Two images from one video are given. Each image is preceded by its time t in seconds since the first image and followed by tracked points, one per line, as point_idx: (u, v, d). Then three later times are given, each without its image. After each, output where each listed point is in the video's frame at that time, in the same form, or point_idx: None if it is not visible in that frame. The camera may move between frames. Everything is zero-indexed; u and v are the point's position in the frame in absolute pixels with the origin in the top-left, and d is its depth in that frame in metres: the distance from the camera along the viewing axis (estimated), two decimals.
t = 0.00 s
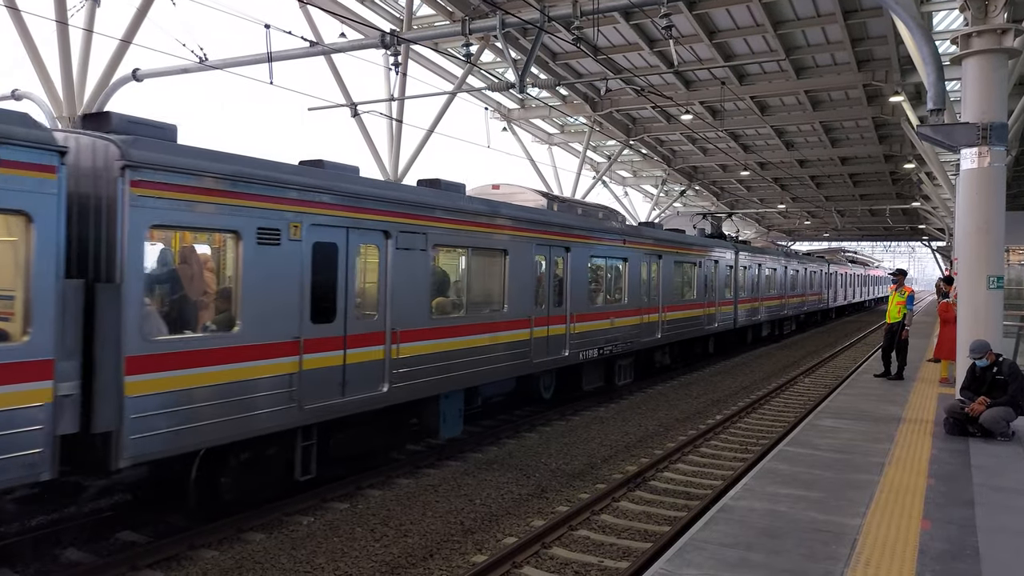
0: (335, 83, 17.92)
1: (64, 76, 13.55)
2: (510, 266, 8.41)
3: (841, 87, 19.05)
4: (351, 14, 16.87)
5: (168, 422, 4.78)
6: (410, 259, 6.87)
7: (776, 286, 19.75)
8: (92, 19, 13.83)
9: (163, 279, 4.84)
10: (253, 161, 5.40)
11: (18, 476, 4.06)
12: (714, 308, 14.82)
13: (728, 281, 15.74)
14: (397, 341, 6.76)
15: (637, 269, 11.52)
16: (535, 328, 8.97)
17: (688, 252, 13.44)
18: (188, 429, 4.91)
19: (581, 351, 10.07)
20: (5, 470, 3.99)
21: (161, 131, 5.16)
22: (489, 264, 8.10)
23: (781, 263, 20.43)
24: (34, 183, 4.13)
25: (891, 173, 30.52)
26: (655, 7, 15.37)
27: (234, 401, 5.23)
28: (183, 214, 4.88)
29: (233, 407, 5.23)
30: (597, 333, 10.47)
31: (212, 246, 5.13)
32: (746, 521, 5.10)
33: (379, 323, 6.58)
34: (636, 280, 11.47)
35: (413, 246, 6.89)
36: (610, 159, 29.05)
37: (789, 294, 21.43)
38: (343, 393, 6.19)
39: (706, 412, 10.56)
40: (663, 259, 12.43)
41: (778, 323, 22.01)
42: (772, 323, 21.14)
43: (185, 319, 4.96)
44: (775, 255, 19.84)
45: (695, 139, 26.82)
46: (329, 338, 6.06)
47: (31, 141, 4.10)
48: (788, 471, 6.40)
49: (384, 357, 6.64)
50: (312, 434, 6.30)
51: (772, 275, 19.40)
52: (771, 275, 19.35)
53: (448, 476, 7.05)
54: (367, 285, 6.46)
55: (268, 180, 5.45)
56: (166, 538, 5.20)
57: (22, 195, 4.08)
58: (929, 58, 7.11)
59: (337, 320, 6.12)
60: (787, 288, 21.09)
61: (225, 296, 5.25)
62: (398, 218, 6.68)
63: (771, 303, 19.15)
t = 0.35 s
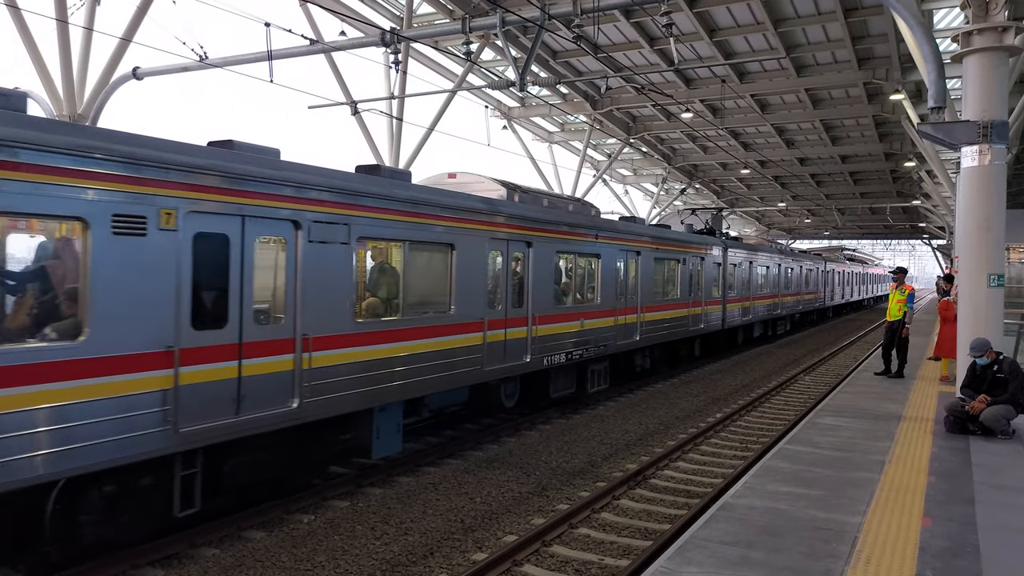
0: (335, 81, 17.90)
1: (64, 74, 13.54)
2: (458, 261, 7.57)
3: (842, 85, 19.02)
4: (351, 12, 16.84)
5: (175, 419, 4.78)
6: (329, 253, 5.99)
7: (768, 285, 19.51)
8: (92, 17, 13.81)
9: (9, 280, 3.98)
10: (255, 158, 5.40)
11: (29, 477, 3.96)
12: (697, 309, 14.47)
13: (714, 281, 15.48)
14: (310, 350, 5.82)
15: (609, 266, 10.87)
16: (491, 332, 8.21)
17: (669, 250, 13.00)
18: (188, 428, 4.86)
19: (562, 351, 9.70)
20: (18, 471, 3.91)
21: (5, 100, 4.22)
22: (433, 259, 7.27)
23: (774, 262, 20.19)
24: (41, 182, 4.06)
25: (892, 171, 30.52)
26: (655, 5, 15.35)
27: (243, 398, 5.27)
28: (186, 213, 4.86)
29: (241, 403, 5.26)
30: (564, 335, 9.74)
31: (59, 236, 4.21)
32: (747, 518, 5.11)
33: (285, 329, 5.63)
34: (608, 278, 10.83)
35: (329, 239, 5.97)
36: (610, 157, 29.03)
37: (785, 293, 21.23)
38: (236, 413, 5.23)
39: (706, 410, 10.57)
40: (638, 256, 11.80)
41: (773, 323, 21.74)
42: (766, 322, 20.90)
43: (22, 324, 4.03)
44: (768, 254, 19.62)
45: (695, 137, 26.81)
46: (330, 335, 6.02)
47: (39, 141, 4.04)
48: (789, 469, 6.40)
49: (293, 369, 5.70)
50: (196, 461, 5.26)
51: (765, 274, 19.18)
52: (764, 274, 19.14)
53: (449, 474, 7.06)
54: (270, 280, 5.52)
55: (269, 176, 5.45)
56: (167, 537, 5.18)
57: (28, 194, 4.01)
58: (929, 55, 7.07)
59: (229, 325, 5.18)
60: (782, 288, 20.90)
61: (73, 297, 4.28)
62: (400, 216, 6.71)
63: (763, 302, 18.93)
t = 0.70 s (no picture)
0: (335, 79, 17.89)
1: (64, 73, 13.53)
2: (397, 259, 6.76)
3: (842, 83, 19.02)
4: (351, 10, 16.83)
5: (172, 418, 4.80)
6: (222, 247, 5.14)
7: (759, 284, 19.07)
8: (92, 16, 13.79)
9: None
10: (255, 157, 5.41)
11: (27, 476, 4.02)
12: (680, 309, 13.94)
13: (700, 280, 15.01)
14: (194, 362, 4.94)
15: (579, 264, 10.16)
16: (439, 337, 7.45)
17: (648, 247, 12.40)
18: (185, 427, 4.88)
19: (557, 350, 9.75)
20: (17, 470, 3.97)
21: None
22: (365, 256, 6.46)
23: (766, 260, 19.76)
24: (40, 182, 4.08)
25: (892, 169, 30.52)
26: (655, 4, 15.34)
27: (244, 396, 5.30)
28: (184, 212, 4.87)
29: (243, 401, 5.29)
30: (526, 339, 9.00)
31: None
32: (747, 517, 5.11)
33: (163, 337, 4.76)
34: (577, 278, 10.14)
35: (224, 230, 5.14)
36: (610, 155, 29.01)
37: (779, 292, 20.88)
38: (96, 439, 4.36)
39: (706, 409, 10.58)
40: (611, 254, 11.11)
41: (766, 323, 21.33)
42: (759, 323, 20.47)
43: None
44: (760, 252, 19.24)
45: (695, 135, 26.81)
46: (320, 334, 5.98)
47: (39, 141, 4.06)
48: (789, 467, 6.41)
49: (174, 384, 4.83)
50: (38, 499, 4.35)
51: (755, 272, 18.74)
52: (755, 273, 18.72)
53: (450, 473, 7.06)
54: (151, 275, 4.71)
55: (269, 175, 5.46)
56: (167, 536, 5.19)
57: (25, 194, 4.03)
58: (929, 53, 7.09)
59: (84, 333, 4.32)
60: (776, 287, 20.56)
61: None
62: (399, 214, 6.74)
63: (753, 302, 18.50)
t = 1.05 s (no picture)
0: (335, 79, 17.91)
1: (64, 73, 13.52)
2: (316, 256, 5.91)
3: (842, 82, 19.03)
4: (351, 10, 16.83)
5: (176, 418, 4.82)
6: (81, 239, 4.29)
7: (751, 285, 18.34)
8: (92, 16, 13.79)
9: None
10: (255, 155, 5.42)
11: (27, 476, 4.03)
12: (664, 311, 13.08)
13: (688, 280, 14.22)
14: (38, 381, 4.04)
15: (546, 262, 9.31)
16: (376, 345, 6.59)
17: (627, 246, 11.55)
18: (185, 426, 4.89)
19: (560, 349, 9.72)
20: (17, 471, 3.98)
21: None
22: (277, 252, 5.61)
23: (760, 259, 19.09)
24: (41, 181, 4.09)
25: (892, 169, 30.51)
26: (655, 4, 15.36)
27: (245, 396, 5.31)
28: (183, 211, 4.88)
29: (243, 401, 5.31)
30: (483, 346, 8.13)
31: None
32: (748, 517, 5.11)
33: (117, 342, 4.48)
34: (545, 277, 9.29)
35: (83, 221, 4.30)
36: (610, 155, 29.01)
37: (773, 292, 20.30)
38: (41, 451, 4.09)
39: (707, 408, 10.57)
40: (584, 251, 10.26)
41: (760, 324, 20.65)
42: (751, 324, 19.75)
43: None
44: (753, 250, 18.57)
45: (695, 135, 26.83)
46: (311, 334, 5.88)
47: (38, 140, 4.08)
48: (789, 467, 6.40)
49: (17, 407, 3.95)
50: None
51: (747, 272, 18.00)
52: (747, 273, 18.02)
53: (450, 472, 7.07)
54: None
55: (269, 174, 5.47)
56: (167, 535, 5.20)
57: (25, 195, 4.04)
58: (930, 52, 7.09)
59: None
60: (771, 286, 20.00)
61: None
62: (398, 213, 6.76)
63: (745, 303, 17.77)
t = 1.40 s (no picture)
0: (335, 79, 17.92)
1: (65, 72, 13.53)
2: (218, 254, 5.14)
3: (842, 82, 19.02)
4: (352, 10, 16.84)
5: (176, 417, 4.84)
6: None
7: (742, 286, 17.69)
8: (92, 16, 13.79)
9: None
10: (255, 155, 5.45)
11: (30, 475, 4.03)
12: (645, 313, 12.38)
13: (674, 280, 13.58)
14: None
15: (507, 261, 8.56)
16: (297, 355, 5.81)
17: (603, 244, 10.89)
18: (186, 427, 4.90)
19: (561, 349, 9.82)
20: (19, 470, 3.98)
21: None
22: (168, 253, 4.86)
23: (752, 259, 18.41)
24: (44, 181, 4.13)
25: (892, 169, 30.50)
26: (655, 4, 15.35)
27: (244, 396, 5.33)
28: (185, 212, 4.90)
29: (242, 401, 5.32)
30: (433, 353, 7.35)
31: None
32: (748, 517, 5.11)
33: (117, 341, 4.50)
34: (507, 277, 8.57)
35: None
36: (611, 155, 28.99)
37: (767, 294, 19.61)
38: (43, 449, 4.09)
39: (707, 408, 10.56)
40: (553, 250, 9.58)
41: (753, 326, 19.86)
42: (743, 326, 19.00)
43: None
44: (745, 249, 17.91)
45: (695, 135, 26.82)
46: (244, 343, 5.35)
47: (43, 140, 4.11)
48: (790, 467, 6.40)
49: None
50: None
51: (737, 272, 17.35)
52: (738, 273, 17.37)
53: (450, 472, 7.07)
54: None
55: (268, 174, 5.49)
56: (168, 535, 5.20)
57: (31, 196, 4.08)
58: (930, 52, 7.08)
59: None
60: (764, 287, 19.33)
61: None
62: (398, 213, 6.78)
63: (736, 304, 17.10)
